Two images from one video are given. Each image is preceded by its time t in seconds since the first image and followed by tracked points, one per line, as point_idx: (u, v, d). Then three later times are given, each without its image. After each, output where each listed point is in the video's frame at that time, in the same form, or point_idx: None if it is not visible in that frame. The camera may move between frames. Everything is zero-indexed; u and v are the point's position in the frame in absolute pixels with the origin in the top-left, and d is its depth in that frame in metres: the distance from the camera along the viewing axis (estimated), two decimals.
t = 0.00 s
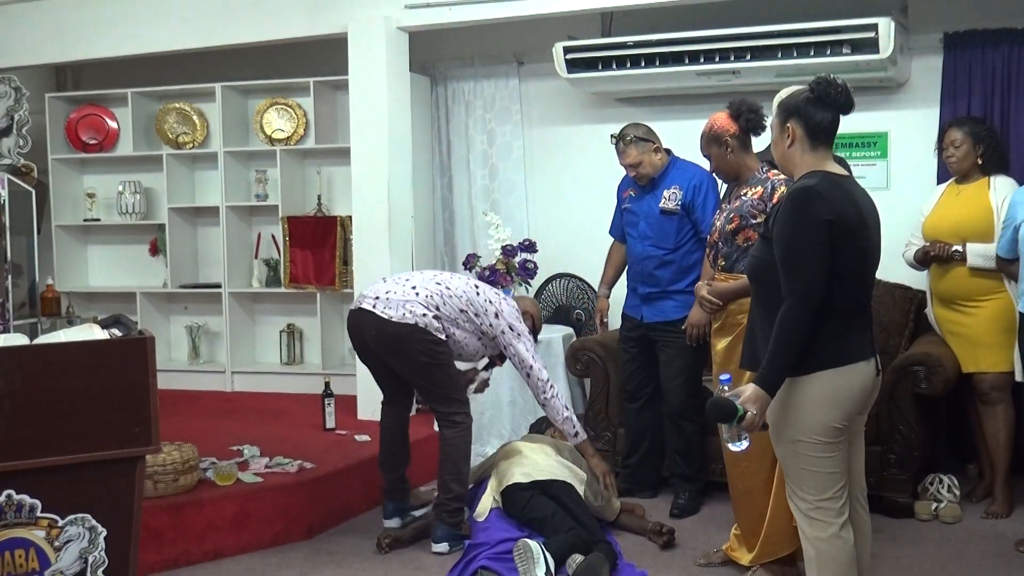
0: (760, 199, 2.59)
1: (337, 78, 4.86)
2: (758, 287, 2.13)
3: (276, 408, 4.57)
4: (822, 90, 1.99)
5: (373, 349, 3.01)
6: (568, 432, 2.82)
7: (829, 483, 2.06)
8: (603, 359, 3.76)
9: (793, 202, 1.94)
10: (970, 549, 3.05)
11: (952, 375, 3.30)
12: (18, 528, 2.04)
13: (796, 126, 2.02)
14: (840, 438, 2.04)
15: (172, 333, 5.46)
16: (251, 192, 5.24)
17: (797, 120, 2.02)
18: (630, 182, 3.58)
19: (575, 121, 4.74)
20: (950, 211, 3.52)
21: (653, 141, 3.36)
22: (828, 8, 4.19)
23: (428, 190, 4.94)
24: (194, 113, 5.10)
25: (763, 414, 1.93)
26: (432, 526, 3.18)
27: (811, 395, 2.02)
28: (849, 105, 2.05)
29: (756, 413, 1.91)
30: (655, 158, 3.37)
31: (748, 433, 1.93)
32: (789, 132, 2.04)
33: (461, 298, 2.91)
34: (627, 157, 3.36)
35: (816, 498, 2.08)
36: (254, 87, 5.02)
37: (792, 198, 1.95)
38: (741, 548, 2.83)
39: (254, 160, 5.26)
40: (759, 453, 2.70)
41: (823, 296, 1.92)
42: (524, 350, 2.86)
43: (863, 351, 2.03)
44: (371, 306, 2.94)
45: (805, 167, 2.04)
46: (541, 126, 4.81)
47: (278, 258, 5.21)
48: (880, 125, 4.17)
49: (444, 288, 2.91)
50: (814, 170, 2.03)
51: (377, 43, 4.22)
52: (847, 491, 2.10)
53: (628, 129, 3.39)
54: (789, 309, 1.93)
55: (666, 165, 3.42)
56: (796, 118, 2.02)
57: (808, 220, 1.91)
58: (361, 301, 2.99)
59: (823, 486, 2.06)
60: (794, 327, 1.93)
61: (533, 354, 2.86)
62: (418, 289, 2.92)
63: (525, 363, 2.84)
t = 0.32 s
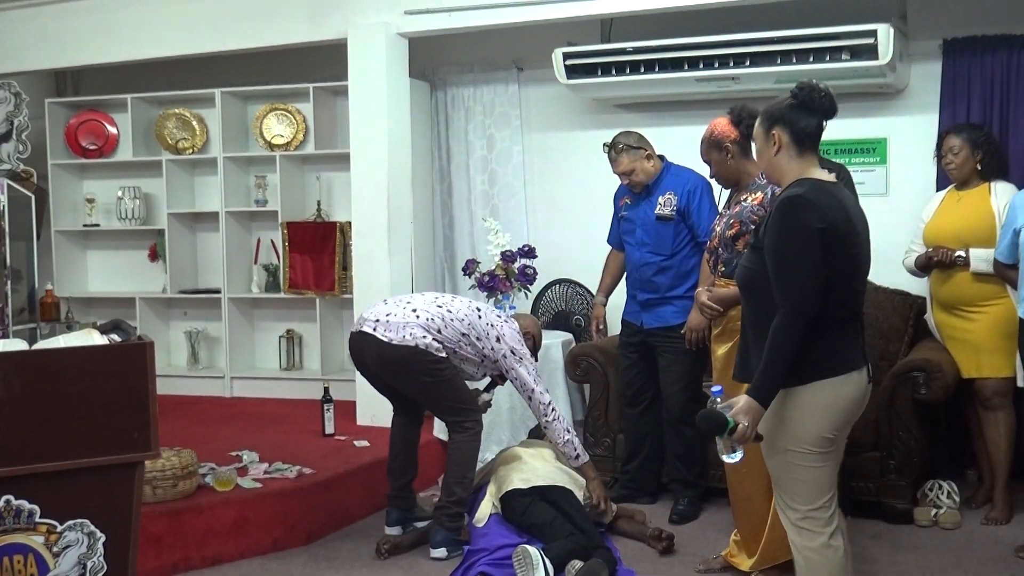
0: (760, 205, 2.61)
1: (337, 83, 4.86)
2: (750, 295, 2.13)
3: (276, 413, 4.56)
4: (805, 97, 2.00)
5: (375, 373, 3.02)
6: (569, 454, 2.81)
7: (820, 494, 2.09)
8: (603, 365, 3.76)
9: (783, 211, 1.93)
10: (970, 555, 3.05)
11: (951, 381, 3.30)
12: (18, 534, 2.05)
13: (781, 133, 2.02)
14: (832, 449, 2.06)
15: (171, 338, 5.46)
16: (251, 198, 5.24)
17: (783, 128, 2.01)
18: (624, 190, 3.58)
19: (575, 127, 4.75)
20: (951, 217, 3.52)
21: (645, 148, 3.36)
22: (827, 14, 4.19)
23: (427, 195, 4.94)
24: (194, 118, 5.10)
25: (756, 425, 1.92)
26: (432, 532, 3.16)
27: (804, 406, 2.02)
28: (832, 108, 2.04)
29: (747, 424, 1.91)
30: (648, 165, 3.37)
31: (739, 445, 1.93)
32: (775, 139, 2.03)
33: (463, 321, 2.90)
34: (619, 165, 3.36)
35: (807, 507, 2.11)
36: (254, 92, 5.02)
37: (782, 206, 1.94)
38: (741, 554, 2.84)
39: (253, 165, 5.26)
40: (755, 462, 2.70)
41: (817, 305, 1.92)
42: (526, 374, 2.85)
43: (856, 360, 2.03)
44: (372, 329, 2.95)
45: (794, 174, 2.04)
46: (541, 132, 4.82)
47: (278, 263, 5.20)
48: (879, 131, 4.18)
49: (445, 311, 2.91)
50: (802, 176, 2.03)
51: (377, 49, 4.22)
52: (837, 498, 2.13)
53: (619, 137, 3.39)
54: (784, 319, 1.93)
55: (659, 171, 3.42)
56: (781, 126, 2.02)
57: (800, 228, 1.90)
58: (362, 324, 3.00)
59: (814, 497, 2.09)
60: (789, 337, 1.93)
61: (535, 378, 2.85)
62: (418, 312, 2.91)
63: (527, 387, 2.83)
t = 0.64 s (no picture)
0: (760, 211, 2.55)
1: (337, 88, 4.87)
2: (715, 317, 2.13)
3: (275, 418, 4.56)
4: (739, 118, 2.03)
5: (374, 371, 3.01)
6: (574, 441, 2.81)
7: (803, 499, 2.06)
8: (602, 369, 3.75)
9: (732, 231, 1.93)
10: (970, 560, 3.04)
11: (951, 386, 3.30)
12: (18, 539, 2.04)
13: (721, 155, 2.03)
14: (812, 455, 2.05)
15: (170, 343, 5.46)
16: (250, 202, 5.24)
17: (722, 150, 2.03)
18: (625, 195, 3.58)
19: (574, 131, 4.75)
20: (951, 222, 3.53)
21: (643, 153, 3.38)
22: (827, 19, 4.20)
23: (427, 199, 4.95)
24: (194, 122, 5.10)
25: (727, 434, 1.95)
26: (431, 536, 3.16)
27: (783, 414, 2.03)
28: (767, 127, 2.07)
29: (716, 434, 1.94)
30: (645, 171, 3.38)
31: (710, 453, 1.97)
32: (714, 162, 2.04)
33: (461, 316, 2.91)
34: (617, 170, 3.39)
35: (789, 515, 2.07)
36: (254, 97, 5.03)
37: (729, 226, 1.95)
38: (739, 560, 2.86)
39: (253, 170, 5.27)
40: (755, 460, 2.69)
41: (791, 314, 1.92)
42: (526, 366, 2.86)
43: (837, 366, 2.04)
44: (372, 327, 2.94)
45: (737, 195, 2.04)
46: (540, 136, 4.83)
47: (277, 268, 5.20)
48: (879, 135, 4.18)
49: (442, 307, 2.92)
50: (744, 195, 2.03)
51: (376, 53, 4.23)
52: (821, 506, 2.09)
53: (618, 142, 3.42)
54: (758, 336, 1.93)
55: (657, 175, 3.42)
56: (719, 149, 2.03)
57: (752, 244, 1.91)
58: (361, 323, 2.99)
59: (796, 502, 2.05)
60: (766, 352, 1.93)
61: (535, 369, 2.86)
62: (417, 309, 2.92)
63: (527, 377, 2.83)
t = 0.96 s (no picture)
0: (761, 214, 2.56)
1: (336, 92, 4.88)
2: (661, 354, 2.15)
3: (274, 422, 4.56)
4: (626, 188, 2.05)
5: (376, 371, 2.98)
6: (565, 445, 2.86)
7: (727, 488, 2.12)
8: (601, 374, 3.75)
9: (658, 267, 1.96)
10: (968, 564, 3.04)
11: (949, 391, 3.30)
12: (16, 542, 2.04)
13: (617, 224, 2.04)
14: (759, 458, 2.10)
15: (169, 347, 5.45)
16: (249, 206, 5.25)
17: (617, 219, 2.04)
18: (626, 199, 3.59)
19: (574, 136, 4.76)
20: (950, 227, 3.53)
21: (642, 156, 3.39)
22: (826, 23, 4.21)
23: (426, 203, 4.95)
24: (193, 126, 5.10)
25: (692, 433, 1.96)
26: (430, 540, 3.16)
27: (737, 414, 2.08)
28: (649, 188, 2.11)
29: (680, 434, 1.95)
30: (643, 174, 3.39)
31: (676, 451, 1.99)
32: (612, 232, 2.04)
33: (462, 318, 2.91)
34: (615, 173, 3.38)
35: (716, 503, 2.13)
36: (253, 101, 5.03)
37: (653, 266, 1.98)
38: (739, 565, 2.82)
39: (252, 173, 5.27)
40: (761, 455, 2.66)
41: (742, 320, 1.95)
42: (523, 370, 2.86)
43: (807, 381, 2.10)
44: (375, 327, 2.92)
45: (641, 258, 2.04)
46: (540, 140, 4.83)
47: (277, 271, 5.20)
48: (878, 140, 4.19)
49: (443, 309, 2.92)
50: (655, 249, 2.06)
51: (376, 57, 4.23)
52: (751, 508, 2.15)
53: (618, 145, 3.43)
54: (716, 352, 1.95)
55: (657, 179, 3.40)
56: (615, 218, 2.04)
57: (682, 271, 1.93)
58: (364, 323, 2.97)
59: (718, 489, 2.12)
60: (727, 364, 1.95)
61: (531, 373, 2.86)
62: (420, 310, 2.91)
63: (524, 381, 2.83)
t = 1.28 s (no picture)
0: (760, 218, 2.55)
1: (335, 96, 4.88)
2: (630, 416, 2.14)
3: (273, 425, 4.55)
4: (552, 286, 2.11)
5: (379, 373, 2.98)
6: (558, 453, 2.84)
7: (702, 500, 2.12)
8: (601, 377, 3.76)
9: (598, 339, 1.98)
10: (968, 568, 3.04)
11: (948, 395, 3.31)
12: (14, 546, 2.03)
13: (555, 323, 2.07)
14: (734, 464, 2.09)
15: (168, 350, 5.45)
16: (248, 210, 5.25)
17: (552, 317, 2.08)
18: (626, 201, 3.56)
19: (573, 139, 4.76)
20: (947, 232, 3.54)
21: (642, 160, 3.37)
22: (824, 27, 4.21)
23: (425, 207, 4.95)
24: (192, 130, 5.11)
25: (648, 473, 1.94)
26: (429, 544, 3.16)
27: (711, 421, 2.06)
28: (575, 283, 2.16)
29: (635, 472, 1.92)
30: (644, 177, 3.37)
31: (633, 489, 1.96)
32: (551, 331, 2.08)
33: (463, 322, 2.92)
34: (616, 175, 3.37)
35: (689, 504, 2.13)
36: (252, 105, 5.03)
37: (596, 340, 1.99)
38: (739, 566, 2.82)
39: (251, 177, 5.27)
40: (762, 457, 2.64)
41: (692, 355, 1.94)
42: (520, 375, 2.84)
43: (785, 387, 2.07)
44: (378, 329, 2.93)
45: (584, 348, 2.07)
46: (540, 144, 4.83)
47: (276, 275, 5.20)
48: (877, 144, 4.19)
49: (445, 313, 2.93)
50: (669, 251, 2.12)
51: (375, 61, 4.23)
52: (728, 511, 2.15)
53: (619, 147, 3.39)
54: (676, 397, 1.94)
55: (657, 183, 3.39)
56: (551, 316, 2.08)
57: (620, 334, 1.95)
58: (367, 325, 2.97)
59: (690, 509, 2.14)
60: (691, 402, 1.94)
61: (527, 379, 2.83)
62: (423, 313, 2.92)
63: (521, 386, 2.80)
